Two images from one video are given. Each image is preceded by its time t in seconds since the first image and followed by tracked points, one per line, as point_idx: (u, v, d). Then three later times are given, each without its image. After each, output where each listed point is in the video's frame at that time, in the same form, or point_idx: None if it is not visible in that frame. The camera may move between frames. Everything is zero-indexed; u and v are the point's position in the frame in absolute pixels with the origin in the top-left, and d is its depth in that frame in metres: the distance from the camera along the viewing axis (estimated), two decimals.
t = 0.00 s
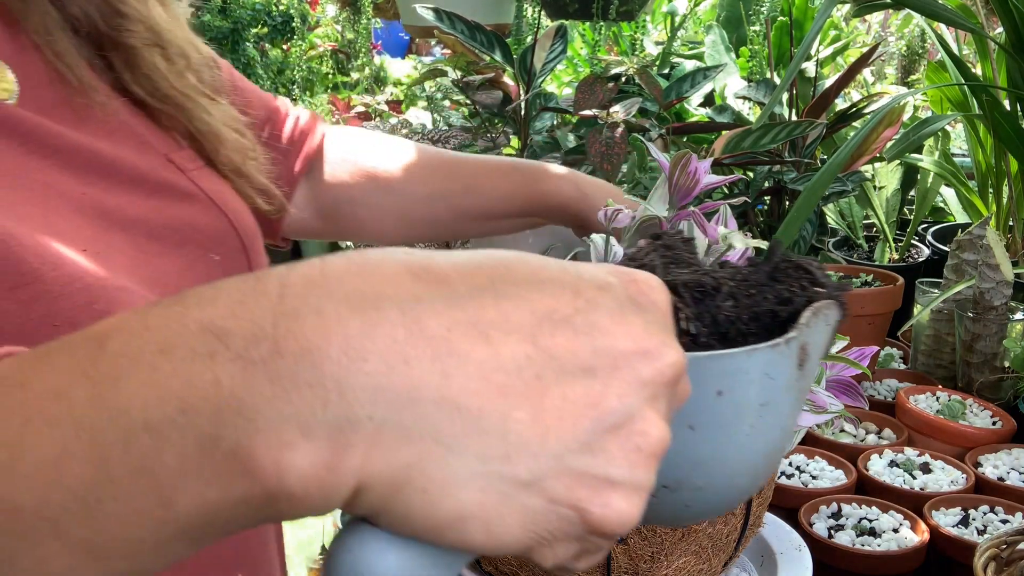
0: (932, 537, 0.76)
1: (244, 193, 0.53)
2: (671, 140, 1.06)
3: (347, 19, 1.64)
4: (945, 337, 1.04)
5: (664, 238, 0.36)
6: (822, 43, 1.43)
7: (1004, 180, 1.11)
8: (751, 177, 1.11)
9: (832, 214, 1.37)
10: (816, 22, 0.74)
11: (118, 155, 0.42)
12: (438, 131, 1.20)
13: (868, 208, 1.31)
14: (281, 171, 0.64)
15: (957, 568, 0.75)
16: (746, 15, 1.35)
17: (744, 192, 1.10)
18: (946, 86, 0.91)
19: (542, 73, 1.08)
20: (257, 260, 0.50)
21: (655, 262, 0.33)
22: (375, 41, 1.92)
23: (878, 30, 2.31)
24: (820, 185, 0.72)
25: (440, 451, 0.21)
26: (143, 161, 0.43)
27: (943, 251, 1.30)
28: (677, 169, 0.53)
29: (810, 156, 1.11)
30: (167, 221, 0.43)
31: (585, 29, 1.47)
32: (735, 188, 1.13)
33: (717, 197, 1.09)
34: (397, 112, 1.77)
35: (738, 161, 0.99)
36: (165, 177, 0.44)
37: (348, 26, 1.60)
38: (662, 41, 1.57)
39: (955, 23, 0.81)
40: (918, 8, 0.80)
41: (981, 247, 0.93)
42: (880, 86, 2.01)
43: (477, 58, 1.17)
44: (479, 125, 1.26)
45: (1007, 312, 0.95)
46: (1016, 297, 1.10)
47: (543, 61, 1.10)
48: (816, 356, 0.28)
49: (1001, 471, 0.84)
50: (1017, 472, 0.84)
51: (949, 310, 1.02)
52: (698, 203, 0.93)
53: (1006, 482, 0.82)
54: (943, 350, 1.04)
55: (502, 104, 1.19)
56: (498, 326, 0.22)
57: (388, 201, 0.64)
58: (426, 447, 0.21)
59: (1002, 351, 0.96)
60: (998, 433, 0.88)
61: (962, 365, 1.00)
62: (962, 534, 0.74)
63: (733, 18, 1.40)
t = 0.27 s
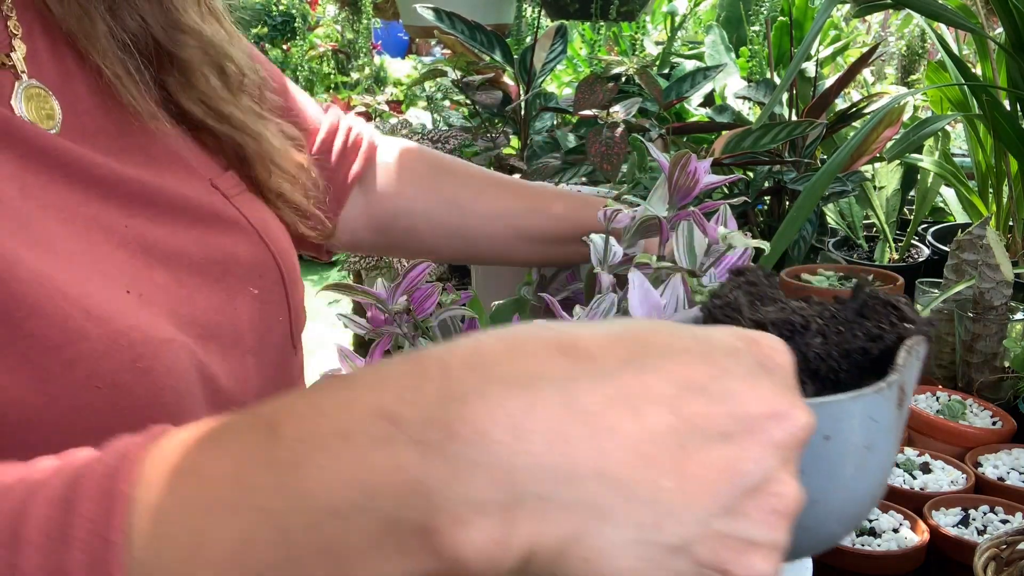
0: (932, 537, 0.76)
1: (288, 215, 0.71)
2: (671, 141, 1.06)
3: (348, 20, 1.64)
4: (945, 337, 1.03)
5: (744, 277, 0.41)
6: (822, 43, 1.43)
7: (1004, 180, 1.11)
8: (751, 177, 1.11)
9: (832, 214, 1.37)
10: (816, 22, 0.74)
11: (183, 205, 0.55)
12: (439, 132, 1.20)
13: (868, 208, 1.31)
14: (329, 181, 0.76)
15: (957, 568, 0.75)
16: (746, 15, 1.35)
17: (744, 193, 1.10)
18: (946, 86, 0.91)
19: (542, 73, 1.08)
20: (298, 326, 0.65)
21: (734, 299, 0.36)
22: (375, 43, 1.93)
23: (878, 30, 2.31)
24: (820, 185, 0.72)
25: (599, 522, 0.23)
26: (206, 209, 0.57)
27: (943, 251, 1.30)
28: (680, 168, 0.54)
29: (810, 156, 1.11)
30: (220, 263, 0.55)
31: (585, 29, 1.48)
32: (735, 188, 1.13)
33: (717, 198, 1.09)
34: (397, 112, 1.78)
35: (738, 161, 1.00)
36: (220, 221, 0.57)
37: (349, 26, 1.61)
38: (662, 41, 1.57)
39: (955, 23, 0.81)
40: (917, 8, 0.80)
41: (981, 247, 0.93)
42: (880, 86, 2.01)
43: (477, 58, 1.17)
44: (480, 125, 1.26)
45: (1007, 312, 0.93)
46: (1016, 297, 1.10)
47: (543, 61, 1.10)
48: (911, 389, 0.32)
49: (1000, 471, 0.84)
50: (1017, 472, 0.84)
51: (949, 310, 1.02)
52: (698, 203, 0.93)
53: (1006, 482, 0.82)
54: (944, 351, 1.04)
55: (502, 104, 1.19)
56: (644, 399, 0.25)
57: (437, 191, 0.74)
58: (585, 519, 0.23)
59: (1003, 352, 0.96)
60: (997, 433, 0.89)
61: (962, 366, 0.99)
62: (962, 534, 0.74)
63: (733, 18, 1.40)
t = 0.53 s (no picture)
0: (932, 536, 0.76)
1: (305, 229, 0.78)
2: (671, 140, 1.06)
3: (347, 20, 1.63)
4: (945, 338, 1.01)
5: (781, 320, 0.46)
6: (822, 43, 1.43)
7: (1004, 181, 1.11)
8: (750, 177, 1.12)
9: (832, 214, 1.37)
10: (816, 22, 0.74)
11: (210, 227, 0.61)
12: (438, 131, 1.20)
13: (869, 208, 1.31)
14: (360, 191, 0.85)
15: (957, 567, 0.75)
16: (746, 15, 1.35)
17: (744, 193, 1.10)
18: (946, 85, 0.91)
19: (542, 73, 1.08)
20: (308, 327, 0.71)
21: (780, 343, 0.42)
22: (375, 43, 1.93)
23: (878, 30, 2.30)
24: (821, 185, 0.72)
25: (813, 563, 0.26)
26: (228, 228, 0.62)
27: (944, 252, 1.30)
28: (680, 168, 0.54)
29: (810, 156, 1.11)
30: (247, 280, 0.61)
31: (585, 29, 1.47)
32: (735, 188, 1.14)
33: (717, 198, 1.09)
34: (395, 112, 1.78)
35: (738, 162, 1.00)
36: (243, 238, 0.63)
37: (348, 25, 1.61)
38: (662, 41, 1.57)
39: (955, 23, 0.81)
40: (917, 8, 0.80)
41: (981, 247, 0.93)
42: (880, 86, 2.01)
43: (477, 58, 1.17)
44: (480, 125, 1.26)
45: (1007, 311, 0.93)
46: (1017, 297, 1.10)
47: (543, 61, 1.10)
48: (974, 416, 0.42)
49: (1001, 471, 0.85)
50: (1017, 472, 0.84)
51: (949, 310, 1.01)
52: (697, 203, 0.93)
53: (1007, 482, 0.82)
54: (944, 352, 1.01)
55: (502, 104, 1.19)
56: (827, 439, 0.29)
57: (492, 204, 0.83)
58: (799, 557, 0.26)
59: (1003, 352, 0.96)
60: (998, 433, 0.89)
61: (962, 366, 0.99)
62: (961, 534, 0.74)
63: (733, 18, 1.40)
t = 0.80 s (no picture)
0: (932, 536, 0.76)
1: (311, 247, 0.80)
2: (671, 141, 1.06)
3: (347, 19, 1.63)
4: (945, 337, 0.98)
5: (792, 347, 0.56)
6: (822, 43, 1.43)
7: (1004, 181, 1.11)
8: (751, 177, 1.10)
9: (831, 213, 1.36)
10: (816, 22, 0.74)
11: (223, 251, 0.62)
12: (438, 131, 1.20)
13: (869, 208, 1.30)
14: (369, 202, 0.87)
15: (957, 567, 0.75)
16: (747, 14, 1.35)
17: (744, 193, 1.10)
18: (946, 85, 0.91)
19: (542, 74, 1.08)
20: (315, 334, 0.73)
21: (794, 371, 0.53)
22: (375, 42, 1.93)
23: (878, 30, 2.30)
24: (822, 185, 0.72)
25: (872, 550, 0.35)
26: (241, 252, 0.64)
27: (944, 252, 1.30)
28: (667, 173, 0.61)
29: (810, 156, 1.11)
30: (259, 304, 0.63)
31: (585, 29, 1.47)
32: (735, 188, 1.13)
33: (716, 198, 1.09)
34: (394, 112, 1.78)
35: (738, 161, 0.99)
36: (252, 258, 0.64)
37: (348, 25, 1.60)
38: (662, 40, 1.57)
39: (954, 22, 0.81)
40: (917, 7, 0.80)
41: (981, 247, 0.94)
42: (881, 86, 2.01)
43: (476, 57, 1.16)
44: (480, 125, 1.25)
45: (1008, 312, 0.94)
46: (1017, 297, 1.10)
47: (543, 61, 1.10)
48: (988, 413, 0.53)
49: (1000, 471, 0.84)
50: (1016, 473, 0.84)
51: (949, 309, 0.98)
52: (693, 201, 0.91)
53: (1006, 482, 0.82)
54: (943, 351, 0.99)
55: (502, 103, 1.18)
56: (860, 459, 0.39)
57: (504, 206, 0.85)
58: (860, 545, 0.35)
59: (1003, 352, 0.96)
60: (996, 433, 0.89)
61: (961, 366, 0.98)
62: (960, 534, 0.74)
63: (733, 18, 1.40)
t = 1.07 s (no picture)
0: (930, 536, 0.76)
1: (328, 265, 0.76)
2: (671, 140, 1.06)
3: (347, 19, 1.63)
4: (945, 337, 1.00)
5: (791, 362, 0.56)
6: (823, 43, 1.43)
7: (1004, 181, 1.11)
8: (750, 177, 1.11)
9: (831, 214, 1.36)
10: (816, 22, 0.74)
11: (244, 267, 0.61)
12: (438, 131, 1.20)
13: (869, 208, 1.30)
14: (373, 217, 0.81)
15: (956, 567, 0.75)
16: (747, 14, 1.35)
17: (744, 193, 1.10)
18: (946, 86, 0.91)
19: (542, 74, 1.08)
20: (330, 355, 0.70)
21: (796, 388, 0.51)
22: (375, 42, 1.93)
23: (878, 30, 2.30)
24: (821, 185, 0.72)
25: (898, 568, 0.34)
26: (259, 265, 0.63)
27: (943, 252, 1.30)
28: (657, 171, 0.61)
29: (810, 155, 1.11)
30: (276, 318, 0.62)
31: (585, 29, 1.47)
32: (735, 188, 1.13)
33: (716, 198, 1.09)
34: (394, 112, 1.78)
35: (738, 162, 1.00)
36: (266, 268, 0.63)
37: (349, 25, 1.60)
38: (662, 40, 1.57)
39: (954, 22, 0.81)
40: (917, 8, 0.80)
41: (981, 247, 0.93)
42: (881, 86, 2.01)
43: (476, 57, 1.16)
44: (480, 125, 1.25)
45: (1007, 312, 0.94)
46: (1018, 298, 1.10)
47: (543, 62, 1.10)
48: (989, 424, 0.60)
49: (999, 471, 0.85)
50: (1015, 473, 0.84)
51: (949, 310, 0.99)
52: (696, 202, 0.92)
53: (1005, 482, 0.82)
54: (943, 351, 1.00)
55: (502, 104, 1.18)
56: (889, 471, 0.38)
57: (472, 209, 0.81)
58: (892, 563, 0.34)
59: (1003, 352, 0.96)
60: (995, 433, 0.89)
61: (961, 366, 0.98)
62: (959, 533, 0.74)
63: (733, 18, 1.40)
